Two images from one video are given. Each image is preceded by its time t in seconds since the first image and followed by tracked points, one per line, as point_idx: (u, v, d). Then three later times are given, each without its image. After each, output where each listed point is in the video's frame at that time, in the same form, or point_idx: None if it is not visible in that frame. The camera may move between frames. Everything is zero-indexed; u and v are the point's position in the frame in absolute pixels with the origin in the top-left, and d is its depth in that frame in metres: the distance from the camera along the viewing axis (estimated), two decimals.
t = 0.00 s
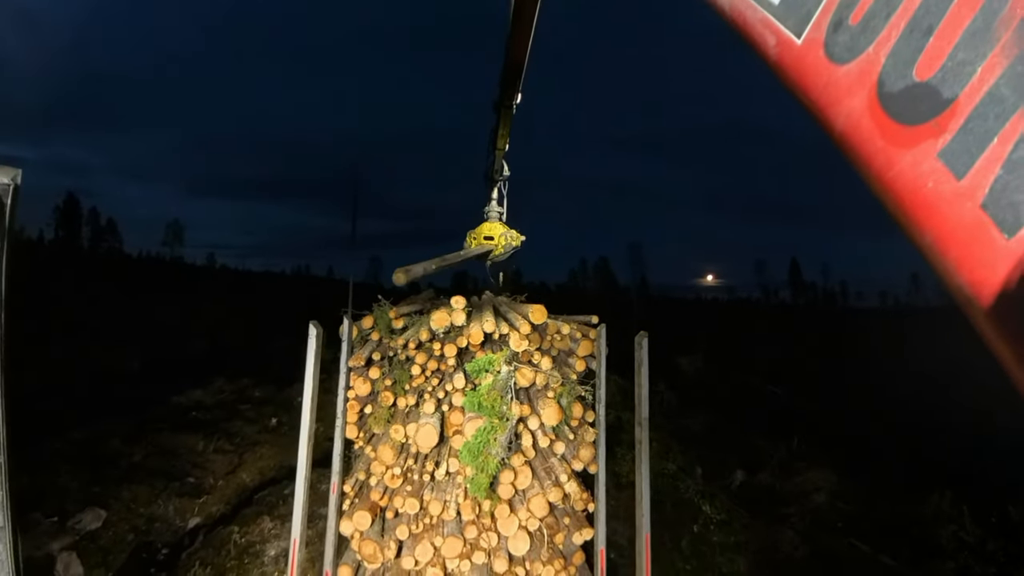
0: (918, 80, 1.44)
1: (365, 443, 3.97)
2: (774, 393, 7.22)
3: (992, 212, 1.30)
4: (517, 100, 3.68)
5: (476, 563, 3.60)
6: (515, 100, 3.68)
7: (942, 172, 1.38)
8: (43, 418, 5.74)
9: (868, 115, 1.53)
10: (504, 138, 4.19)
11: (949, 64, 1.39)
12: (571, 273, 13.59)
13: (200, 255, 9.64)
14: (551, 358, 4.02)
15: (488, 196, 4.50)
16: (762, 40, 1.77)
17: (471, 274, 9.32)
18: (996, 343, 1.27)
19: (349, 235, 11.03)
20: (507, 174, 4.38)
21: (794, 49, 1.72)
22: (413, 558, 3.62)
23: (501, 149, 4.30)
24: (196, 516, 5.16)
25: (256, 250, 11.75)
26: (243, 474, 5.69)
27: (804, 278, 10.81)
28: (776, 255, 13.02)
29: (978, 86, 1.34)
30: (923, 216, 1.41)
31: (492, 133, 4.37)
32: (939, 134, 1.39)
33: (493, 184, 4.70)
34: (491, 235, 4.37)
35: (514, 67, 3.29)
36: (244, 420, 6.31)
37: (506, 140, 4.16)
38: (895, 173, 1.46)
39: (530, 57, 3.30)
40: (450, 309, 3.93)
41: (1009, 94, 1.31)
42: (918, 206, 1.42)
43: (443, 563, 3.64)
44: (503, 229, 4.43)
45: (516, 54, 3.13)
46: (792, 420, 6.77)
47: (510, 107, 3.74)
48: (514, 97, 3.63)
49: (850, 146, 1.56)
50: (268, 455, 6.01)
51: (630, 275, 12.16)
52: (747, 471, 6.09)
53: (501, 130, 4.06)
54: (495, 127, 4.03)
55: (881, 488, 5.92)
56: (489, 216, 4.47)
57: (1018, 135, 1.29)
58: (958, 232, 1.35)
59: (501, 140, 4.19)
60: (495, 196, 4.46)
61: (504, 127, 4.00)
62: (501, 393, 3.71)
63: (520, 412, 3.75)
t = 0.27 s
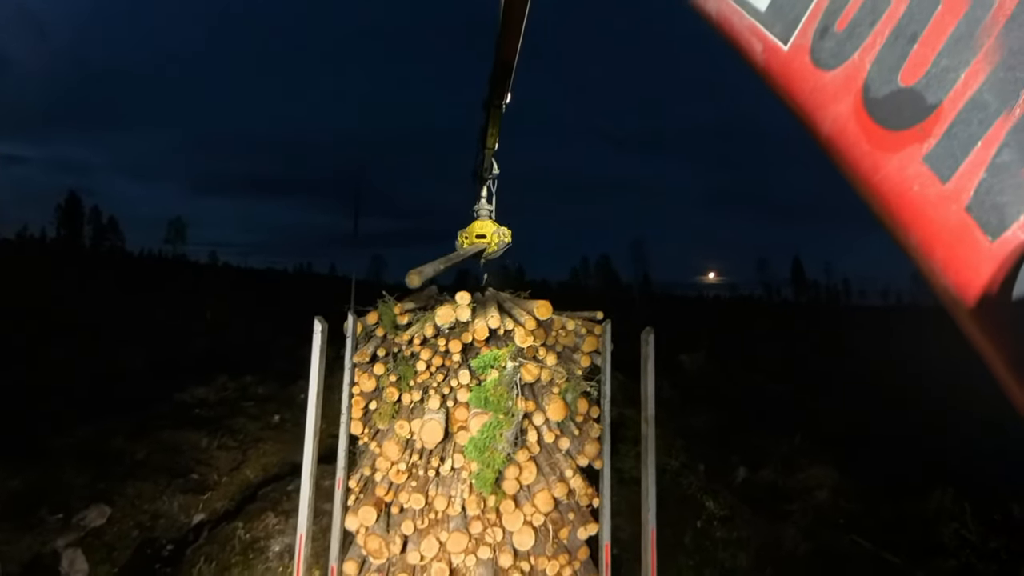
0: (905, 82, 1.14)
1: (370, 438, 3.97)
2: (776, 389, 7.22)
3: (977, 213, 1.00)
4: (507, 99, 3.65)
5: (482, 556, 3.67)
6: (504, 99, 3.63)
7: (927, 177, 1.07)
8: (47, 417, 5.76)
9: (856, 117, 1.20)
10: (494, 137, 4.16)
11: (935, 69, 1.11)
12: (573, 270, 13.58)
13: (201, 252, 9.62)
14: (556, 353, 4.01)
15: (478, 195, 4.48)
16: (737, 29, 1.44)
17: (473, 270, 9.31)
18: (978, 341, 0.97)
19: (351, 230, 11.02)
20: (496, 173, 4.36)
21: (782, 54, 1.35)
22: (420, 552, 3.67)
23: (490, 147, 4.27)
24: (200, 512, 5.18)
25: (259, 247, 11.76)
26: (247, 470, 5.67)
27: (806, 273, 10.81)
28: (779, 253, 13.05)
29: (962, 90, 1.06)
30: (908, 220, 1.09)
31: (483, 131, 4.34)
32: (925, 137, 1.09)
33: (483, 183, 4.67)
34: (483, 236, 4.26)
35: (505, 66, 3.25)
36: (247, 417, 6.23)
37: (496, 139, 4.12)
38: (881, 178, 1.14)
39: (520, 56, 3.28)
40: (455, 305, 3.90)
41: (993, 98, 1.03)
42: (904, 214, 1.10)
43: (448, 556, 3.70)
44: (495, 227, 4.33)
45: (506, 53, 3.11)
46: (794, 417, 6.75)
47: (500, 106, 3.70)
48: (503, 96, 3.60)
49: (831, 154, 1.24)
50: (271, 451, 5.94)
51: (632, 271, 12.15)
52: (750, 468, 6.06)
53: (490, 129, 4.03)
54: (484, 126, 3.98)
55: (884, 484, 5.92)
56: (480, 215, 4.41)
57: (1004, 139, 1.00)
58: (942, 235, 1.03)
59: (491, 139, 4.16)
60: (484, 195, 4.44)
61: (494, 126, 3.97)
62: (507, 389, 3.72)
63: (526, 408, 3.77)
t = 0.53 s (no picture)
0: (889, 94, 1.82)
1: (374, 434, 3.98)
2: (778, 385, 7.22)
3: (964, 218, 1.59)
4: (498, 105, 3.66)
5: (486, 552, 3.66)
6: (495, 105, 3.63)
7: (914, 181, 1.72)
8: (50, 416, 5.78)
9: (841, 128, 1.97)
10: (485, 141, 4.17)
11: (919, 78, 1.75)
12: (575, 267, 13.58)
13: (204, 250, 9.64)
14: (561, 348, 3.99)
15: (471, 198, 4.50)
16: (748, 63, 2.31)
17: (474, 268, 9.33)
18: (968, 337, 1.63)
19: (352, 228, 11.04)
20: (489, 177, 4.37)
21: (770, 64, 2.25)
22: (424, 547, 3.68)
23: (482, 151, 4.27)
24: (204, 508, 5.20)
25: (261, 245, 11.78)
26: (250, 466, 5.68)
27: (807, 270, 10.81)
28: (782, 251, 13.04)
29: (948, 101, 1.68)
30: (902, 221, 1.75)
31: (475, 134, 4.35)
32: (912, 145, 1.74)
33: (476, 185, 4.69)
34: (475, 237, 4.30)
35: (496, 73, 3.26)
36: (250, 413, 6.24)
37: (487, 143, 4.13)
38: (871, 179, 1.85)
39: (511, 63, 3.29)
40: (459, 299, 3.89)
41: (973, 107, 1.64)
42: (896, 211, 1.77)
43: (453, 552, 3.69)
44: (489, 229, 4.39)
45: (498, 61, 3.14)
46: (797, 414, 6.75)
47: (491, 113, 3.70)
48: (494, 102, 3.60)
49: (828, 155, 2.01)
50: (275, 447, 5.94)
51: (634, 269, 12.15)
52: (752, 464, 6.07)
53: (482, 133, 4.04)
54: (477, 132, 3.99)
55: (886, 481, 5.93)
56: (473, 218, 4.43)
57: (987, 145, 1.60)
58: (934, 236, 1.67)
59: (482, 142, 4.16)
60: (478, 199, 4.46)
61: (484, 130, 3.97)
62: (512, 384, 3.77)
63: (531, 403, 3.79)
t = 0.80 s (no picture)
0: (885, 96, 1.35)
1: (377, 429, 3.99)
2: (781, 382, 7.22)
3: (959, 219, 1.21)
4: (496, 112, 3.64)
5: (489, 547, 3.66)
6: (492, 113, 3.62)
7: (909, 184, 1.29)
8: (53, 415, 5.79)
9: (837, 129, 1.43)
10: (483, 148, 4.14)
11: (913, 82, 1.31)
12: (577, 264, 13.58)
13: (205, 248, 9.64)
14: (564, 344, 3.99)
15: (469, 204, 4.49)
16: (732, 60, 1.62)
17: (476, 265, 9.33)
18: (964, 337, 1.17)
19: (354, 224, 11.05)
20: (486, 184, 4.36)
21: (763, 70, 1.58)
22: (427, 542, 3.69)
23: (480, 157, 4.25)
24: (207, 504, 5.22)
25: (263, 242, 11.79)
26: (253, 463, 5.70)
27: (809, 267, 10.81)
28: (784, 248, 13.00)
29: (941, 102, 1.26)
30: (896, 224, 1.30)
31: (472, 141, 4.32)
32: (906, 148, 1.30)
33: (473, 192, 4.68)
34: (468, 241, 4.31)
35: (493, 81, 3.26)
36: (252, 410, 6.24)
37: (485, 149, 4.11)
38: (865, 186, 1.37)
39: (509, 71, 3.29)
40: (462, 294, 3.88)
41: (970, 109, 1.23)
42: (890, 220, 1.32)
43: (456, 547, 3.69)
44: (484, 236, 4.39)
45: (495, 67, 3.13)
46: (799, 410, 6.75)
47: (488, 120, 3.69)
48: (492, 109, 3.58)
49: (818, 162, 1.47)
50: (278, 443, 5.96)
51: (636, 265, 12.15)
52: (754, 461, 6.06)
53: (479, 139, 4.01)
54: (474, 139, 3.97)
55: (888, 478, 5.93)
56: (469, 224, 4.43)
57: (982, 147, 1.20)
58: (929, 240, 1.25)
59: (480, 149, 4.14)
60: (475, 205, 4.45)
61: (483, 136, 3.95)
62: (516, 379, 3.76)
63: (534, 398, 3.81)
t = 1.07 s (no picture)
0: (885, 93, 1.28)
1: (379, 426, 4.00)
2: (782, 380, 7.21)
3: (959, 218, 1.12)
4: (496, 114, 3.62)
5: (491, 542, 3.68)
6: (492, 115, 3.61)
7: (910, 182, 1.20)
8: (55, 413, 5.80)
9: (838, 127, 1.35)
10: (482, 152, 4.13)
11: (914, 79, 1.24)
12: (578, 261, 13.59)
13: (207, 246, 9.66)
14: (566, 341, 3.99)
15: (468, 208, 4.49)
16: (734, 56, 1.55)
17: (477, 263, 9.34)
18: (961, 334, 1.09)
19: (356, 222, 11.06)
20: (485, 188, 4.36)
21: (765, 67, 1.50)
22: (430, 538, 3.70)
23: (480, 161, 4.23)
24: (210, 500, 5.24)
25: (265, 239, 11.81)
26: (256, 459, 5.71)
27: (811, 264, 10.80)
28: (786, 246, 12.98)
29: (942, 99, 1.20)
30: (894, 221, 1.22)
31: (471, 145, 4.31)
32: (906, 145, 1.23)
33: (472, 196, 4.67)
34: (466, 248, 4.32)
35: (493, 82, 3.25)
36: (255, 407, 6.25)
37: (485, 153, 4.10)
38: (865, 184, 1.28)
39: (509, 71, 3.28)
40: (465, 291, 3.88)
41: (972, 106, 1.16)
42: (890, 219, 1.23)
43: (459, 542, 3.71)
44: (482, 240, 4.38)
45: (495, 67, 3.12)
46: (801, 408, 6.75)
47: (488, 123, 3.68)
48: (492, 111, 3.57)
49: (816, 159, 1.38)
50: (281, 440, 5.98)
51: (637, 263, 12.15)
52: (756, 458, 6.05)
53: (479, 142, 4.00)
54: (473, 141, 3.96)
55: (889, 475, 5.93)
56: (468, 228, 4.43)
57: (983, 145, 1.13)
58: (929, 237, 1.15)
59: (479, 153, 4.12)
60: (474, 209, 4.45)
61: (482, 140, 3.94)
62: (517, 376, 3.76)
63: (536, 395, 3.81)
